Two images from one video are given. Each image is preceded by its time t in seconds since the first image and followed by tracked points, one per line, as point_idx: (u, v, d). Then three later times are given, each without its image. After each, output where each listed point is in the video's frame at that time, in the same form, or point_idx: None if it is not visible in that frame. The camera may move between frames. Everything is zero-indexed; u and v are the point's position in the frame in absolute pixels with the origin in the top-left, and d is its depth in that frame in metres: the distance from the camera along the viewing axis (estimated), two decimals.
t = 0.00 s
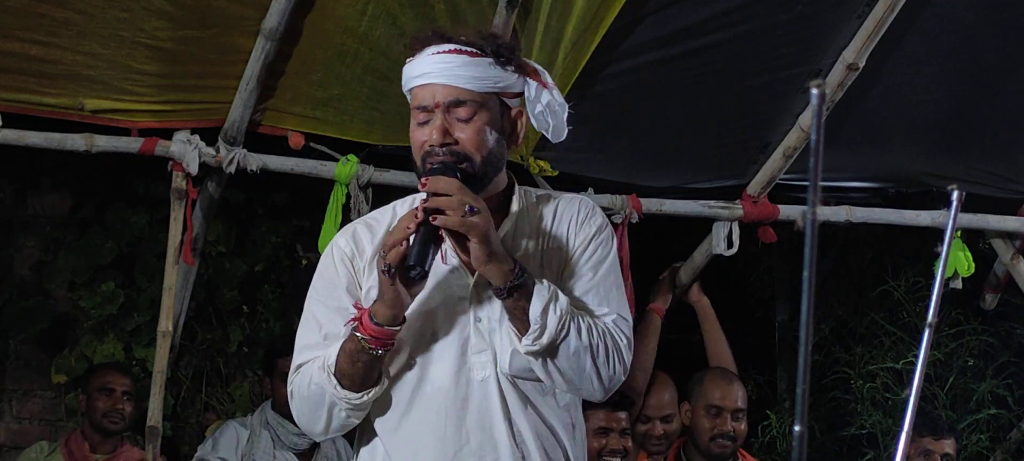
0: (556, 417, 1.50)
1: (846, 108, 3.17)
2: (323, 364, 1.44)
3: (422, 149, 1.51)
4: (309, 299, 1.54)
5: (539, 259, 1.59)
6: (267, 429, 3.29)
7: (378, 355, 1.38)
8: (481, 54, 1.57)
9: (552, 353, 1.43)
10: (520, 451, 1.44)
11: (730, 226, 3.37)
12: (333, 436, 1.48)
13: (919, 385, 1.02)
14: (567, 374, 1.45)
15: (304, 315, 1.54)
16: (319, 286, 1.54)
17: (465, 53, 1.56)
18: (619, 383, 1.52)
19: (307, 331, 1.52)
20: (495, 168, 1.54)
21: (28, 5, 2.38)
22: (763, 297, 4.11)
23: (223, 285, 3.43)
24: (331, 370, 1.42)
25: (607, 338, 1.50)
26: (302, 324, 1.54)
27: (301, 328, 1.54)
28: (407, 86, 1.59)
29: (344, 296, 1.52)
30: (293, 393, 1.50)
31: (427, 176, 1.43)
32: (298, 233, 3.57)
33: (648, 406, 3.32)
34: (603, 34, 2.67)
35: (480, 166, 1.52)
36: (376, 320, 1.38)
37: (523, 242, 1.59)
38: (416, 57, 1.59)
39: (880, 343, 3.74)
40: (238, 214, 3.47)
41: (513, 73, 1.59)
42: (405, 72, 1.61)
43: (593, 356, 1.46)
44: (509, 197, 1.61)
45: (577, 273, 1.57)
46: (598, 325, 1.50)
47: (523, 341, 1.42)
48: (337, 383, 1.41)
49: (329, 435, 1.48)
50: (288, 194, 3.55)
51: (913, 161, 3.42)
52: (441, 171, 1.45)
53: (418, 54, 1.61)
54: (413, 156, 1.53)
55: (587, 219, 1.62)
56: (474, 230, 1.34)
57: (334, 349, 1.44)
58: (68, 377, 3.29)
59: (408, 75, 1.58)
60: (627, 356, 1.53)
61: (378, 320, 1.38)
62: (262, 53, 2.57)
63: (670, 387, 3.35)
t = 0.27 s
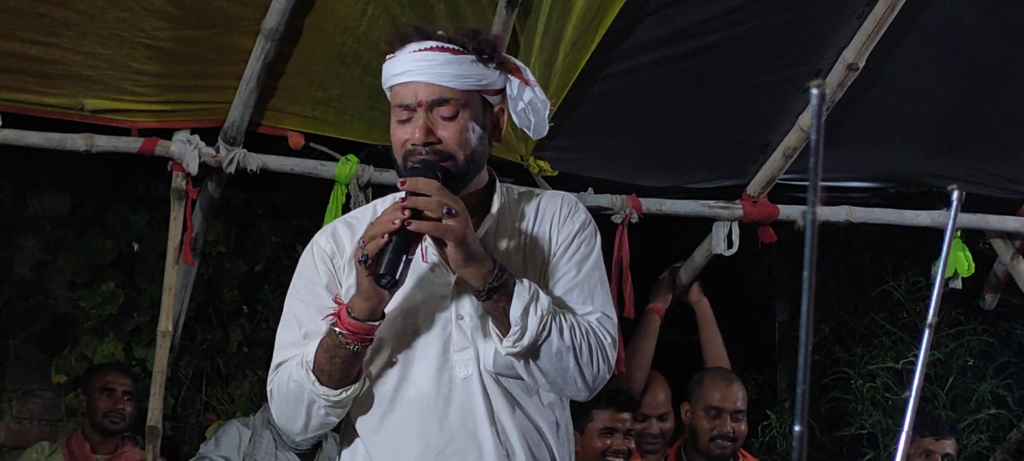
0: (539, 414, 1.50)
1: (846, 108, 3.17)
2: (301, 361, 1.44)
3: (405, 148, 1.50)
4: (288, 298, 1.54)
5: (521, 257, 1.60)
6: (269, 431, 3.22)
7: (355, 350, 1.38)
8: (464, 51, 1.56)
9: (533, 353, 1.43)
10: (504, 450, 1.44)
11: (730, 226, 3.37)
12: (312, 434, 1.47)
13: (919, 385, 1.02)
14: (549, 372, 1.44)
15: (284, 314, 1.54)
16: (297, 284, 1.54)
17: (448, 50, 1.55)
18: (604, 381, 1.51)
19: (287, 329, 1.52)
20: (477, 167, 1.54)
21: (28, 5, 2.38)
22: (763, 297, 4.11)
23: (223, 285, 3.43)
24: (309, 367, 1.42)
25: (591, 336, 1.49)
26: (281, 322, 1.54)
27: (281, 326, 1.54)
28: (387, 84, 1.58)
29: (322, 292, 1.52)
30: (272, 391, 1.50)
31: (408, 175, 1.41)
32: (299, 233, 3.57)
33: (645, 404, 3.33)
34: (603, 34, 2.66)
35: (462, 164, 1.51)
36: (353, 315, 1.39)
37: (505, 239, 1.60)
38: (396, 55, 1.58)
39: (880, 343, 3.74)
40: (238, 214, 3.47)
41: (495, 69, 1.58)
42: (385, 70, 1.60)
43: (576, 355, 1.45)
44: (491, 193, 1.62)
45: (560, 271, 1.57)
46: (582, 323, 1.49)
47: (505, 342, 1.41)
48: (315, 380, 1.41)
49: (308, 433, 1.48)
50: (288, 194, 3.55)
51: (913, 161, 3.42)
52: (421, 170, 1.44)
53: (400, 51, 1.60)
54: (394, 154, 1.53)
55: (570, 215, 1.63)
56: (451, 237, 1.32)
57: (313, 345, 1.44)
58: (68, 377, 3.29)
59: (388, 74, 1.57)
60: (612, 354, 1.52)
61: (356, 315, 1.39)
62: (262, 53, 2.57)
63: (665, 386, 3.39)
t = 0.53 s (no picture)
0: (536, 416, 1.51)
1: (846, 108, 3.17)
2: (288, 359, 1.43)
3: (400, 148, 1.49)
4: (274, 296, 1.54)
5: (514, 258, 1.59)
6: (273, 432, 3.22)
7: (345, 350, 1.38)
8: (458, 51, 1.56)
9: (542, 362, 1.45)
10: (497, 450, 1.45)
11: (730, 226, 3.37)
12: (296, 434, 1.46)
13: (919, 385, 1.02)
14: (557, 381, 1.47)
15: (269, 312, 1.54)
16: (284, 282, 1.53)
17: (442, 50, 1.54)
18: (609, 388, 1.55)
19: (272, 328, 1.51)
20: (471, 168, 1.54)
21: (28, 5, 2.38)
22: (764, 297, 4.11)
23: (223, 285, 3.43)
24: (295, 364, 1.41)
25: (598, 344, 1.52)
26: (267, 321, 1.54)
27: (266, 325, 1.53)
28: (380, 84, 1.58)
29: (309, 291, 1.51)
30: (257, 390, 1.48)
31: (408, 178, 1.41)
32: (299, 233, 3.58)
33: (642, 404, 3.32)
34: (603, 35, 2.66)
35: (458, 165, 1.51)
36: (342, 312, 1.38)
37: (499, 240, 1.59)
38: (389, 54, 1.57)
39: (880, 343, 3.74)
40: (238, 214, 3.47)
41: (489, 70, 1.59)
42: (377, 69, 1.59)
43: (583, 365, 1.49)
44: (483, 192, 1.61)
45: (560, 276, 1.58)
46: (588, 331, 1.52)
47: (514, 352, 1.42)
48: (301, 378, 1.40)
49: (292, 434, 1.46)
50: (288, 195, 3.55)
51: (913, 161, 3.42)
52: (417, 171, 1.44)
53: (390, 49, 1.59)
54: (389, 155, 1.52)
55: (564, 218, 1.62)
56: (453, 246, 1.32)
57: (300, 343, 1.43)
58: (68, 377, 3.29)
59: (380, 73, 1.57)
60: (617, 359, 1.55)
61: (348, 313, 1.38)
62: (262, 53, 2.57)
63: (661, 385, 3.39)
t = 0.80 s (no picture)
0: (543, 420, 1.54)
1: (846, 108, 3.17)
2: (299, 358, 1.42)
3: (418, 144, 1.51)
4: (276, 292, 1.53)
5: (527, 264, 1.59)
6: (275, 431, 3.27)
7: (359, 350, 1.38)
8: (476, 48, 1.58)
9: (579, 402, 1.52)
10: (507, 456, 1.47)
11: (730, 226, 3.37)
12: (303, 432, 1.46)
13: (919, 385, 1.02)
14: (590, 415, 1.55)
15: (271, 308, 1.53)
16: (287, 278, 1.52)
17: (462, 46, 1.56)
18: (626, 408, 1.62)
19: (276, 324, 1.51)
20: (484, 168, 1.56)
21: (29, 5, 2.38)
22: (764, 297, 4.11)
23: (223, 285, 3.43)
24: (308, 364, 1.41)
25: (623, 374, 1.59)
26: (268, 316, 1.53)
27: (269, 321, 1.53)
28: (395, 78, 1.58)
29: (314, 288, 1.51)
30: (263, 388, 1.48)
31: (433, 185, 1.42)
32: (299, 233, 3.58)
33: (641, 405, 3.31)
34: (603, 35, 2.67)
35: (475, 163, 1.53)
36: (359, 311, 1.37)
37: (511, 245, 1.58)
38: (405, 48, 1.58)
39: (880, 343, 3.74)
40: (238, 214, 3.47)
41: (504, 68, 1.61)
42: (391, 62, 1.60)
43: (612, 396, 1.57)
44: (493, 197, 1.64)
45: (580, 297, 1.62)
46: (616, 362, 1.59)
47: (559, 401, 1.49)
48: (313, 378, 1.40)
49: (299, 431, 1.46)
50: (288, 194, 3.55)
51: (913, 161, 3.42)
52: (438, 169, 1.46)
53: (407, 43, 1.61)
54: (404, 151, 1.53)
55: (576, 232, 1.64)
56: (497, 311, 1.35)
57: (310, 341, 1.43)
58: (68, 377, 3.29)
59: (395, 67, 1.58)
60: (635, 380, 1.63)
61: (362, 313, 1.37)
62: (262, 53, 2.58)
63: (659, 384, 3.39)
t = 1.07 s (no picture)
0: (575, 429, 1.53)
1: (846, 108, 3.17)
2: (337, 353, 1.37)
3: (465, 140, 1.49)
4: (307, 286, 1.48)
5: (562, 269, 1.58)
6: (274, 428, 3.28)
7: (401, 347, 1.32)
8: (524, 44, 1.56)
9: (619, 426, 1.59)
10: None
11: (730, 226, 3.37)
12: (332, 432, 1.40)
13: (919, 386, 1.02)
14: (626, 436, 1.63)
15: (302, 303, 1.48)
16: (318, 273, 1.47)
17: (510, 43, 1.55)
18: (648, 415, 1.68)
19: (307, 319, 1.45)
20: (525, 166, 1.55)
21: (28, 5, 2.38)
22: (764, 297, 4.11)
23: (223, 285, 3.43)
24: (346, 359, 1.35)
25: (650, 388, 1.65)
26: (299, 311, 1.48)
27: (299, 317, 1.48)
28: (438, 71, 1.56)
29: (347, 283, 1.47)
30: (293, 384, 1.42)
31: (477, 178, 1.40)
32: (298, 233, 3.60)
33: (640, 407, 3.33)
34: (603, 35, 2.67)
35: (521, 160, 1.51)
36: (404, 307, 1.31)
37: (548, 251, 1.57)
38: (450, 41, 1.56)
39: (880, 343, 3.74)
40: (238, 214, 3.47)
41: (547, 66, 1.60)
42: (434, 55, 1.57)
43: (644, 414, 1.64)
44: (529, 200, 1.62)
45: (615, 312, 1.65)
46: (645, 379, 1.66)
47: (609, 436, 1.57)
48: (351, 374, 1.35)
49: (328, 430, 1.40)
50: (288, 194, 3.57)
51: (913, 161, 3.42)
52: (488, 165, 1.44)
53: (452, 37, 1.58)
54: (450, 146, 1.51)
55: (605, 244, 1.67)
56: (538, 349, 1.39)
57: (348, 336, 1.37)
58: (68, 377, 3.29)
59: (440, 60, 1.55)
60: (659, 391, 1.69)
61: (407, 310, 1.31)
62: (261, 53, 2.57)
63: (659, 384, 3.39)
